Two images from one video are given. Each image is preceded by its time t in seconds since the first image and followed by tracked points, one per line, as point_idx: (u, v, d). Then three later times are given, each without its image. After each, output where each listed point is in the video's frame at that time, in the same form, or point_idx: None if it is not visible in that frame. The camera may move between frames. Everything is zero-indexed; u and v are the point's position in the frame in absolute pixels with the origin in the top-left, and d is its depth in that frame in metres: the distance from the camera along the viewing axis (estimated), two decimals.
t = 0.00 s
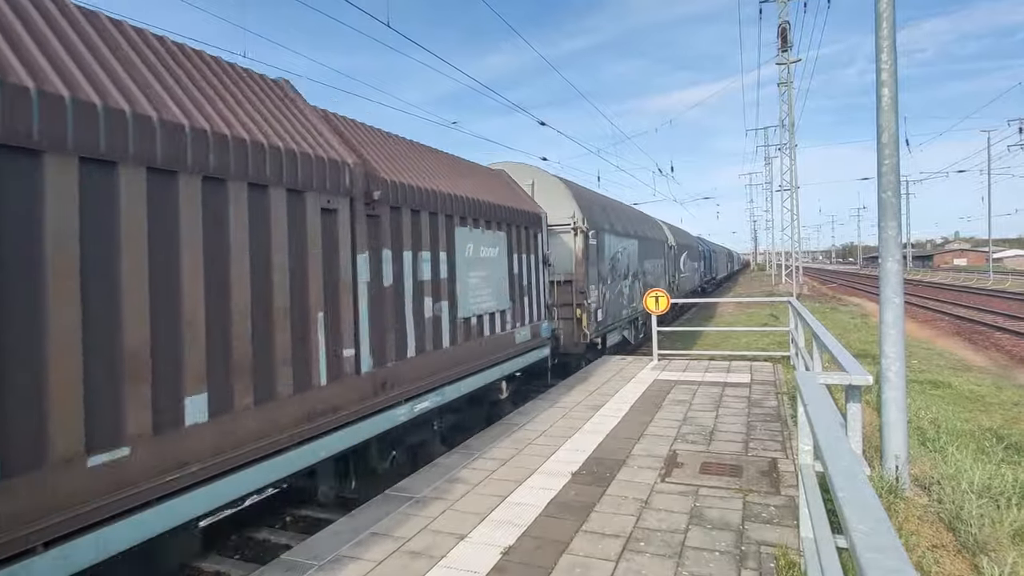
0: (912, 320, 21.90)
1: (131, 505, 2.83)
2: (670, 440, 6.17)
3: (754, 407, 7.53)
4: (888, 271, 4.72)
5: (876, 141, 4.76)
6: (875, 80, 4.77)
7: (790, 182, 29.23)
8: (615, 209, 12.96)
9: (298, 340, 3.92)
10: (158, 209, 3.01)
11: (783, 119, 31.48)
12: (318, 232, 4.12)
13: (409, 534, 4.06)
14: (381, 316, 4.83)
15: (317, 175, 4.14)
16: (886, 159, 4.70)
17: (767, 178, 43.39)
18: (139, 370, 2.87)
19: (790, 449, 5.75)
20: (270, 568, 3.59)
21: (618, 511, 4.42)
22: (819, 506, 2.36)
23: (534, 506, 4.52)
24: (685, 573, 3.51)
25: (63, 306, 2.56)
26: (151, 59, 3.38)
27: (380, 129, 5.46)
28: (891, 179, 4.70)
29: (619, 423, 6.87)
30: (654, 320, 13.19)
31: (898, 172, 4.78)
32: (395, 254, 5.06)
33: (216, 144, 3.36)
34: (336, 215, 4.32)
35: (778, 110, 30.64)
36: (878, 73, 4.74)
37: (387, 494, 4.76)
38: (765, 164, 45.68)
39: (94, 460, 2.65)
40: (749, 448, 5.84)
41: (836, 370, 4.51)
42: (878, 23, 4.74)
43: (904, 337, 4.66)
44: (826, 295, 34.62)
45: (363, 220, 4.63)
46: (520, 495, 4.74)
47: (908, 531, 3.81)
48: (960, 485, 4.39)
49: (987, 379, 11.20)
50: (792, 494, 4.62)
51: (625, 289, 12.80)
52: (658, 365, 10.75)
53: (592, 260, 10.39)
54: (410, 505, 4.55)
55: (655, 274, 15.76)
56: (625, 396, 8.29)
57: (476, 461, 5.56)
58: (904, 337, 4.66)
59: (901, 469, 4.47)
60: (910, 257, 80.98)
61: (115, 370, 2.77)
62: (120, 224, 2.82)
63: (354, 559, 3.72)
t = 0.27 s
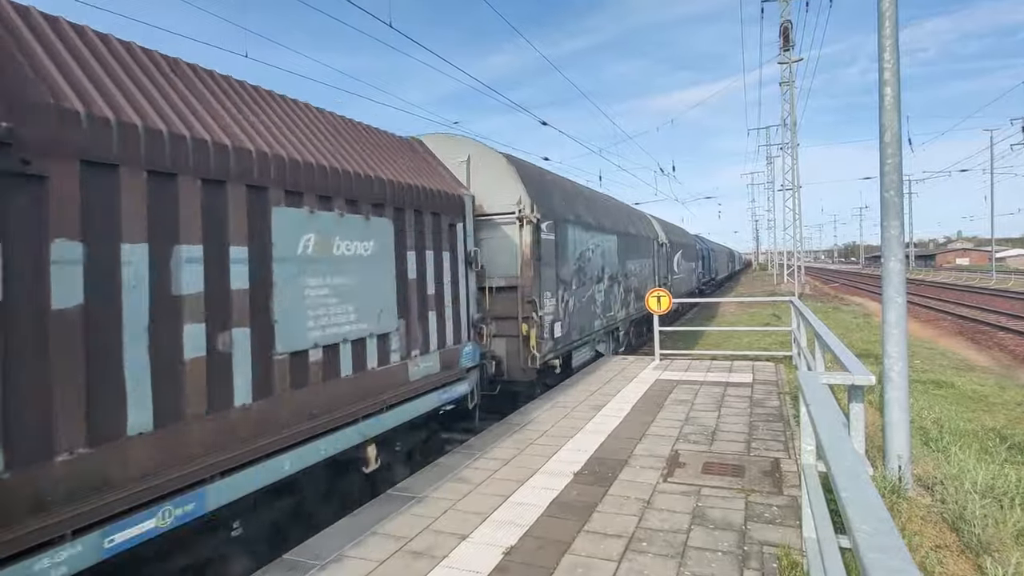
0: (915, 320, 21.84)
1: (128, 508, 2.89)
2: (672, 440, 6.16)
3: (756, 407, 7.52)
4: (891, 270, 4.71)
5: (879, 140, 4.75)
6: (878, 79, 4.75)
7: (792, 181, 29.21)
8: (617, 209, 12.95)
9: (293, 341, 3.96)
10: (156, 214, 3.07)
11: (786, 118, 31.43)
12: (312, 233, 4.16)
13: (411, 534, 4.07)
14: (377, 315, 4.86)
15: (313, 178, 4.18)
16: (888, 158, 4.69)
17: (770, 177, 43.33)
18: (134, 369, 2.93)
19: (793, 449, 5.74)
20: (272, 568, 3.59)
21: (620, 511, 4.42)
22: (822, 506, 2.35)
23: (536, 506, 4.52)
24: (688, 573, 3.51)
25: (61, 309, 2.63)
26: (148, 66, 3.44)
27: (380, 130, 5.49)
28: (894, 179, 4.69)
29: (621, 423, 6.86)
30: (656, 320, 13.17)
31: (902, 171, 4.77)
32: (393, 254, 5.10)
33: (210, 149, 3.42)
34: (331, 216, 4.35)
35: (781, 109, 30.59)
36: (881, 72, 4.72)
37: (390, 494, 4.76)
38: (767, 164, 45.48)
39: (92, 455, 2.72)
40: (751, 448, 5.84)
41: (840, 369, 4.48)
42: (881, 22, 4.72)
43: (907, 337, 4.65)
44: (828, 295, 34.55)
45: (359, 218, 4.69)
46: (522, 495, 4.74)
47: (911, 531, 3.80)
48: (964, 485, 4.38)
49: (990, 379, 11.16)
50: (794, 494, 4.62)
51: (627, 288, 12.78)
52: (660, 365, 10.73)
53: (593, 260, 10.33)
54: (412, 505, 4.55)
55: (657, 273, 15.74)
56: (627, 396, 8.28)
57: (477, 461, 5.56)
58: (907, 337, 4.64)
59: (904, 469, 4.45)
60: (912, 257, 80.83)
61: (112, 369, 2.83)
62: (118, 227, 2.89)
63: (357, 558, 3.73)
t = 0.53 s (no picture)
0: (917, 319, 21.75)
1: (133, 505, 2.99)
2: (673, 440, 6.15)
3: (758, 406, 7.50)
4: (893, 270, 4.71)
5: (882, 139, 4.74)
6: (881, 77, 4.74)
7: (794, 181, 29.13)
8: (619, 208, 12.93)
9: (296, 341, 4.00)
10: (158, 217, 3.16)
11: (788, 118, 31.37)
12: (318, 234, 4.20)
13: (412, 533, 4.07)
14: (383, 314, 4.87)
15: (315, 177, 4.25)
16: (891, 157, 4.68)
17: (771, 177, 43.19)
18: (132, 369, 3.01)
19: (795, 449, 5.73)
20: (273, 566, 3.59)
21: (621, 510, 4.42)
22: (824, 505, 2.35)
23: (537, 505, 4.51)
24: (689, 573, 3.50)
25: (65, 310, 2.70)
26: (155, 68, 3.52)
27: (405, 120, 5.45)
28: (896, 178, 4.67)
29: (622, 423, 6.85)
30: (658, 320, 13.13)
31: (904, 170, 4.76)
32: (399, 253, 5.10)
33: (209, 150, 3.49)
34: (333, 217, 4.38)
35: (783, 109, 30.53)
36: (883, 71, 4.71)
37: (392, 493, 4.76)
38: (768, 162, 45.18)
39: (98, 453, 2.81)
40: (753, 447, 5.83)
41: (841, 368, 4.47)
42: (884, 20, 4.71)
43: (909, 337, 4.64)
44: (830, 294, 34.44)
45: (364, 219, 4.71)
46: (523, 494, 4.74)
47: (913, 531, 3.80)
48: (966, 485, 4.37)
49: (993, 378, 11.11)
50: (796, 494, 4.61)
51: (629, 288, 12.76)
52: (662, 364, 10.72)
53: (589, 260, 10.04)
54: (413, 504, 4.55)
55: (659, 273, 15.71)
56: (628, 395, 8.26)
57: (478, 461, 5.55)
58: (909, 337, 4.64)
59: (906, 469, 4.44)
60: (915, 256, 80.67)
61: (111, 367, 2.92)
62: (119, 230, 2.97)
63: (358, 557, 3.73)
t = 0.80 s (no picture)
0: (919, 319, 21.71)
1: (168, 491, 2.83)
2: (675, 439, 6.14)
3: (759, 406, 7.49)
4: (896, 269, 4.69)
5: (885, 138, 4.73)
6: (884, 76, 4.73)
7: (795, 180, 29.08)
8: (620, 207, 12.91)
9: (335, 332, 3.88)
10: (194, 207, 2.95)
11: (789, 117, 31.33)
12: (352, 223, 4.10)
13: (413, 531, 4.07)
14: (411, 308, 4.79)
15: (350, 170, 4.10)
16: (894, 156, 4.67)
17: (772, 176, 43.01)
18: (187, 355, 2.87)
19: (796, 449, 5.72)
20: (275, 565, 3.59)
21: (623, 509, 4.41)
22: (826, 505, 2.34)
23: (539, 504, 4.51)
24: (690, 573, 3.49)
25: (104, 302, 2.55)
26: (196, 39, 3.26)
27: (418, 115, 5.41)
28: (900, 177, 4.66)
29: (623, 422, 6.84)
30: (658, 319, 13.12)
31: (907, 169, 4.74)
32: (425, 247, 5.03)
33: (255, 132, 3.37)
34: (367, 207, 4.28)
35: (785, 108, 30.48)
36: (887, 69, 4.70)
37: (393, 491, 4.76)
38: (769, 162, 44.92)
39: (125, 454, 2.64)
40: (755, 447, 5.82)
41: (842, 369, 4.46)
42: (888, 18, 4.70)
43: (911, 337, 4.63)
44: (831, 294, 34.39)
45: (395, 210, 4.62)
46: (525, 493, 4.74)
47: (916, 531, 3.79)
48: (969, 485, 4.36)
49: (994, 378, 11.10)
50: (798, 493, 4.60)
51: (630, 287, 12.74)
52: (663, 363, 10.71)
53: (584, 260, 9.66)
54: (415, 503, 4.55)
55: (660, 272, 15.71)
56: (630, 394, 8.25)
57: (480, 460, 5.55)
58: (911, 336, 4.62)
59: (909, 469, 4.43)
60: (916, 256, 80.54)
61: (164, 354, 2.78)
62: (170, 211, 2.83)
63: (360, 556, 3.73)
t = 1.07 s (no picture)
0: (921, 319, 21.68)
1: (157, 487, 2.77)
2: (676, 439, 6.14)
3: (760, 406, 7.49)
4: (898, 269, 4.69)
5: (886, 138, 4.72)
6: (885, 76, 4.73)
7: (797, 180, 29.07)
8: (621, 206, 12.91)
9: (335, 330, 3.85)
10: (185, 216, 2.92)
11: (791, 116, 31.29)
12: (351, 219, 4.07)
13: (414, 531, 4.06)
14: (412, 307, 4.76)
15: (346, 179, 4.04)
16: (895, 156, 4.66)
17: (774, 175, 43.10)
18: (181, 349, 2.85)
19: (797, 449, 5.71)
20: (276, 564, 3.59)
21: (623, 509, 4.41)
22: (827, 505, 2.34)
23: (539, 504, 4.51)
24: (691, 573, 3.49)
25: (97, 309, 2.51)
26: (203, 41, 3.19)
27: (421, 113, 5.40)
28: (901, 177, 4.66)
29: (623, 421, 6.84)
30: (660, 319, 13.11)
31: (909, 169, 4.74)
32: (426, 245, 4.99)
33: (252, 124, 3.35)
34: (366, 204, 4.25)
35: (787, 107, 30.43)
36: (888, 69, 4.70)
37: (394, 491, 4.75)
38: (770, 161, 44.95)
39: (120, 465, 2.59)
40: (756, 447, 5.81)
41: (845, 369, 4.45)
42: (889, 18, 4.69)
43: (913, 337, 4.62)
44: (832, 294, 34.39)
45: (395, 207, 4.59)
46: (526, 492, 4.73)
47: (917, 531, 3.79)
48: (970, 485, 4.36)
49: (996, 379, 11.09)
50: (799, 494, 4.60)
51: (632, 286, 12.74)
52: (664, 363, 10.71)
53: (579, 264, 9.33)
54: (416, 502, 4.55)
55: (662, 271, 15.70)
56: (630, 394, 8.25)
57: (481, 459, 5.54)
58: (913, 336, 4.61)
59: (910, 469, 4.43)
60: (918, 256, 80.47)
61: (160, 346, 2.75)
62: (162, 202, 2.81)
63: (361, 555, 3.73)
